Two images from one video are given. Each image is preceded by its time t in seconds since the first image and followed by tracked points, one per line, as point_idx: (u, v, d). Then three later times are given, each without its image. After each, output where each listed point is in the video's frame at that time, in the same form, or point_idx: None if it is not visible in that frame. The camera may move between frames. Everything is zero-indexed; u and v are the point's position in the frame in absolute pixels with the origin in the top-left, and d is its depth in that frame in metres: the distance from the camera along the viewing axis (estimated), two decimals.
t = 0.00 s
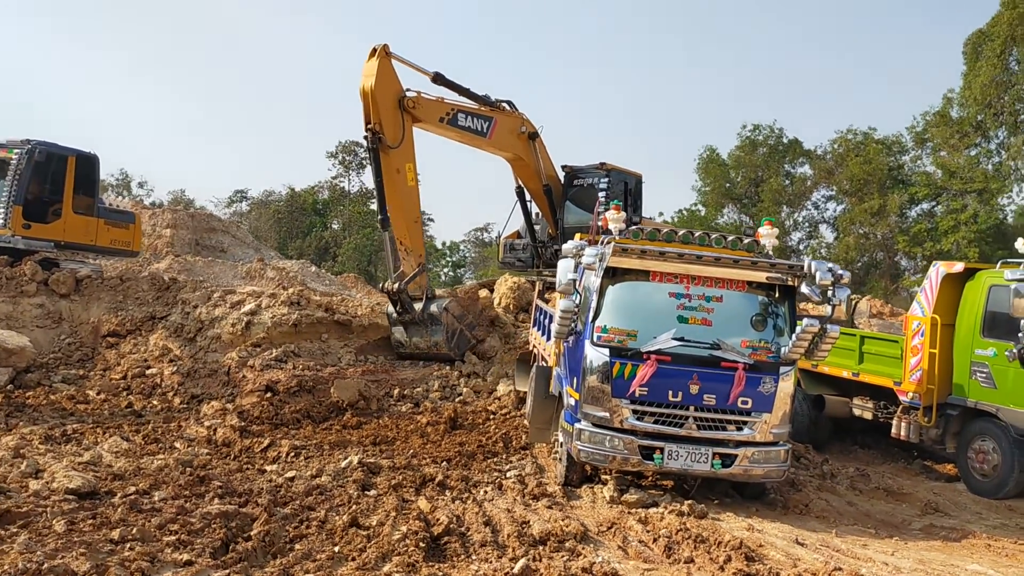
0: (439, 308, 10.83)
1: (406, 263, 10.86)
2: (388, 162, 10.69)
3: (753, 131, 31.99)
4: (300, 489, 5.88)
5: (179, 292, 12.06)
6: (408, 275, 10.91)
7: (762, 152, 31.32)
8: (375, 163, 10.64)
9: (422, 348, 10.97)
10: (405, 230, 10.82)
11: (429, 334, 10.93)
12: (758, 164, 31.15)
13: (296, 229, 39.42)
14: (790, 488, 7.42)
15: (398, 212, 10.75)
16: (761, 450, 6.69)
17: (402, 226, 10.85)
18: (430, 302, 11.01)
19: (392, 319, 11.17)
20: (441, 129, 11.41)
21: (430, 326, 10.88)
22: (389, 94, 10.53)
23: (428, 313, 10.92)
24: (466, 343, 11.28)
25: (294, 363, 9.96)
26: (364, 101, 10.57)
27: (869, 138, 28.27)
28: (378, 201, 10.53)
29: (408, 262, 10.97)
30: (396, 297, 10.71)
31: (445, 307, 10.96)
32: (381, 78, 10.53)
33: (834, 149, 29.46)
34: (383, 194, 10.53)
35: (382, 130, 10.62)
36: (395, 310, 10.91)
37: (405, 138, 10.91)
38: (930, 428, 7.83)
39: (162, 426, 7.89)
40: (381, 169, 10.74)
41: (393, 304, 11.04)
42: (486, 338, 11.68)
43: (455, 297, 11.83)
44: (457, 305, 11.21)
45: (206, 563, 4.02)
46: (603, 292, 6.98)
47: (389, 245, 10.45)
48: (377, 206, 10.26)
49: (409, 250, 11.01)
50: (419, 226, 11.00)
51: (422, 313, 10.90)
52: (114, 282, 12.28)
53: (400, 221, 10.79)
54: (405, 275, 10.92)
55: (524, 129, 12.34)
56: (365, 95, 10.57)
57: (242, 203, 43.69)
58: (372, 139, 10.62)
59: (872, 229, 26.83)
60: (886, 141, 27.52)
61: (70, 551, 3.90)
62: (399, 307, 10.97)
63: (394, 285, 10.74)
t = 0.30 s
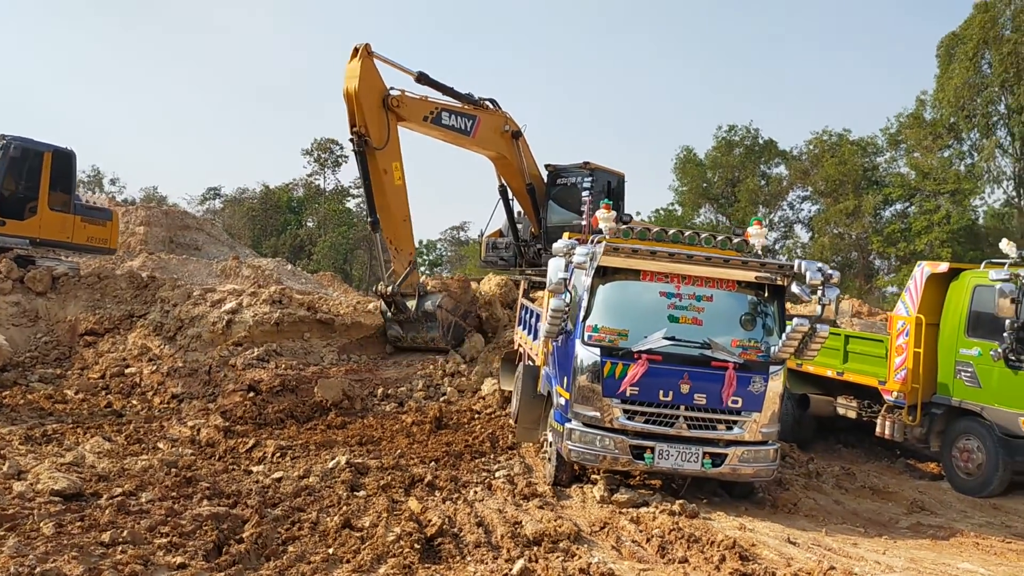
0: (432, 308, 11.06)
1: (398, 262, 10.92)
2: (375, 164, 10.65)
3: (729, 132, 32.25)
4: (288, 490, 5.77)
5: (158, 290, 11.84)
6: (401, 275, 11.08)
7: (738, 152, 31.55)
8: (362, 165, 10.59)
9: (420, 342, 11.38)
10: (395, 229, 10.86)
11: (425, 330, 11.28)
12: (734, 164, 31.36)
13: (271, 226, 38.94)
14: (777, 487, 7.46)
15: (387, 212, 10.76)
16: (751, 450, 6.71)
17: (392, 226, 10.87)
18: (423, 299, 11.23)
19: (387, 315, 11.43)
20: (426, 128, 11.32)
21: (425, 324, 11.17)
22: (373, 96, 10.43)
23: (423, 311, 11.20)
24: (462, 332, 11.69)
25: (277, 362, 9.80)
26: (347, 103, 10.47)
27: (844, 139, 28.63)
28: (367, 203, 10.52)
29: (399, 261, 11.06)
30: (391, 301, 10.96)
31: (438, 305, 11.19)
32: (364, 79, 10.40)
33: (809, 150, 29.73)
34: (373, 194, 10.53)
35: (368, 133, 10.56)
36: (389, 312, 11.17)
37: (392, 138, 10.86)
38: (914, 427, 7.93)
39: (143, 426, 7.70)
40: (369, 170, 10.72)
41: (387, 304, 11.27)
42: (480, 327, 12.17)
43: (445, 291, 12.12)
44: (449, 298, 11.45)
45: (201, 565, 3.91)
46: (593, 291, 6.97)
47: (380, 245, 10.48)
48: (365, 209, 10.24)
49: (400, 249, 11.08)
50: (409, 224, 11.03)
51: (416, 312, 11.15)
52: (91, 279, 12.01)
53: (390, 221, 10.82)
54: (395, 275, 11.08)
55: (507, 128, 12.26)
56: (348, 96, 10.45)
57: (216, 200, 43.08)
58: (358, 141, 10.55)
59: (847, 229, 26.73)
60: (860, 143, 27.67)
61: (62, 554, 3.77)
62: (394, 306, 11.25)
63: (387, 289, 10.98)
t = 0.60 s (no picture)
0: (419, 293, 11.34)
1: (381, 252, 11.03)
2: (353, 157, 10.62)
3: (696, 128, 32.51)
4: (262, 487, 5.65)
5: (125, 285, 11.54)
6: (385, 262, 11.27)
7: (705, 148, 31.74)
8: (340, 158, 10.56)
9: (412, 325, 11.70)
10: (377, 219, 10.95)
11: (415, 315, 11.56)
12: (701, 160, 31.53)
13: (236, 220, 38.23)
14: (751, 480, 7.53)
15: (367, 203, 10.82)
16: (726, 443, 6.75)
17: (374, 216, 10.94)
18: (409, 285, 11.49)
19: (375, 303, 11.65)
20: (399, 120, 11.25)
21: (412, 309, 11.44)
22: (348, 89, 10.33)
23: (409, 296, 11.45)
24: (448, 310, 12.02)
25: (247, 358, 9.61)
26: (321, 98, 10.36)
27: (809, 136, 29.04)
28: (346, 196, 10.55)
29: (382, 248, 11.20)
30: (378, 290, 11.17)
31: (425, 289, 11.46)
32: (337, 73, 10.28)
33: (775, 146, 30.00)
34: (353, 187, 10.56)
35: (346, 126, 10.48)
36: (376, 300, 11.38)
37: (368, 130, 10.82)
38: (884, 419, 8.09)
39: (112, 423, 7.47)
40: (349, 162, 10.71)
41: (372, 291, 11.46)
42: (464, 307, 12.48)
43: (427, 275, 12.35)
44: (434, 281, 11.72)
45: (181, 565, 3.76)
46: (570, 286, 6.95)
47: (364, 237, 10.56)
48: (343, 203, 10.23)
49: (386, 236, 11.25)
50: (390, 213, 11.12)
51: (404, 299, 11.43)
52: (57, 275, 11.64)
53: (372, 211, 10.90)
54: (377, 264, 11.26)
55: (480, 122, 12.15)
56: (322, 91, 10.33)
57: (178, 194, 42.17)
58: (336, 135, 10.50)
59: (812, 224, 27.16)
60: (826, 139, 28.26)
61: (37, 555, 3.59)
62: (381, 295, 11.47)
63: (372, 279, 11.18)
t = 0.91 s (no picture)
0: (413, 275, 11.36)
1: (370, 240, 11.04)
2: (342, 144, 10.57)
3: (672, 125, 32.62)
4: (248, 486, 5.58)
5: (102, 284, 11.35)
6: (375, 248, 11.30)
7: (681, 144, 31.78)
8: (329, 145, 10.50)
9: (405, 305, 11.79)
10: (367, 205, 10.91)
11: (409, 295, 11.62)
12: (677, 156, 31.53)
13: (209, 218, 37.67)
14: (734, 474, 7.60)
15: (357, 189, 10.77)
16: (710, 438, 6.80)
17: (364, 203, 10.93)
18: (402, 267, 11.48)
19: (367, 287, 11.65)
20: (386, 108, 11.22)
21: (407, 292, 11.51)
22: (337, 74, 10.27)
23: (403, 280, 11.48)
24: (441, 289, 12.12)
25: (227, 358, 9.49)
26: (310, 84, 10.28)
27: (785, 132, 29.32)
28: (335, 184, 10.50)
29: (374, 233, 11.25)
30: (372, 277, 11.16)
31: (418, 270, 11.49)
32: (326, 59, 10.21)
33: (750, 142, 30.07)
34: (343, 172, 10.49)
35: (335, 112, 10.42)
36: (369, 284, 11.40)
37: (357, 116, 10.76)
38: (864, 413, 8.30)
39: (92, 423, 7.33)
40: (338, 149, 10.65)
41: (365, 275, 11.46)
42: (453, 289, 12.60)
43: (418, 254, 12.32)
44: (426, 261, 11.70)
45: (171, 565, 3.72)
46: (555, 283, 6.96)
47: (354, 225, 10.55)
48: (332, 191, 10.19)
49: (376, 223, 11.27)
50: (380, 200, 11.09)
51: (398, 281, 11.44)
52: (31, 274, 11.55)
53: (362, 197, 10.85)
54: (369, 250, 11.24)
55: (463, 115, 12.20)
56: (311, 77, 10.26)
57: (150, 191, 41.50)
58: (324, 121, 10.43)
59: (787, 220, 27.26)
60: (800, 135, 28.37)
61: (25, 557, 3.51)
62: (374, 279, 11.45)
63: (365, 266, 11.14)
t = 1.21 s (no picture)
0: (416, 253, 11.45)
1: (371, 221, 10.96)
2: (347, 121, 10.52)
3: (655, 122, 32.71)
4: (248, 484, 5.57)
5: (90, 283, 11.25)
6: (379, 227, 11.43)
7: (663, 140, 31.80)
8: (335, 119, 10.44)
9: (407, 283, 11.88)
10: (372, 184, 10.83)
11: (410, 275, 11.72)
12: (660, 153, 31.60)
13: (189, 215, 37.23)
14: (728, 468, 7.69)
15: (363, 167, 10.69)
16: (706, 432, 6.88)
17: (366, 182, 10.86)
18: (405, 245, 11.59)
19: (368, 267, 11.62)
20: (390, 90, 11.23)
21: (410, 270, 11.58)
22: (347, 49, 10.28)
23: (406, 258, 11.56)
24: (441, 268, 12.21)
25: (220, 356, 9.43)
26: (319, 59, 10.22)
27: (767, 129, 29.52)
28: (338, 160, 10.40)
29: (378, 212, 11.28)
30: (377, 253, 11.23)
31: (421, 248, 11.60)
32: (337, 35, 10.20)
33: (732, 137, 29.22)
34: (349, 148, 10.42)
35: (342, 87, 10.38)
36: (373, 263, 11.46)
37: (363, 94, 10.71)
38: (854, 407, 8.43)
39: (86, 422, 7.26)
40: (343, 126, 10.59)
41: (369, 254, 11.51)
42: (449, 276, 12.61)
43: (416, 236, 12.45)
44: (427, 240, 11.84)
45: (183, 563, 3.73)
46: (552, 280, 7.00)
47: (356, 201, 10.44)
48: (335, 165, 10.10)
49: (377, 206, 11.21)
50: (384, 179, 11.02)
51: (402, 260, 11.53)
52: (18, 272, 11.40)
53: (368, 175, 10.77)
54: (373, 229, 11.35)
55: (461, 108, 12.16)
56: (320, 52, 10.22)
57: (130, 189, 40.99)
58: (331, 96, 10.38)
59: (769, 216, 26.62)
60: (782, 131, 27.63)
61: (38, 555, 3.52)
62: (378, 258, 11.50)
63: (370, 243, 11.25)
